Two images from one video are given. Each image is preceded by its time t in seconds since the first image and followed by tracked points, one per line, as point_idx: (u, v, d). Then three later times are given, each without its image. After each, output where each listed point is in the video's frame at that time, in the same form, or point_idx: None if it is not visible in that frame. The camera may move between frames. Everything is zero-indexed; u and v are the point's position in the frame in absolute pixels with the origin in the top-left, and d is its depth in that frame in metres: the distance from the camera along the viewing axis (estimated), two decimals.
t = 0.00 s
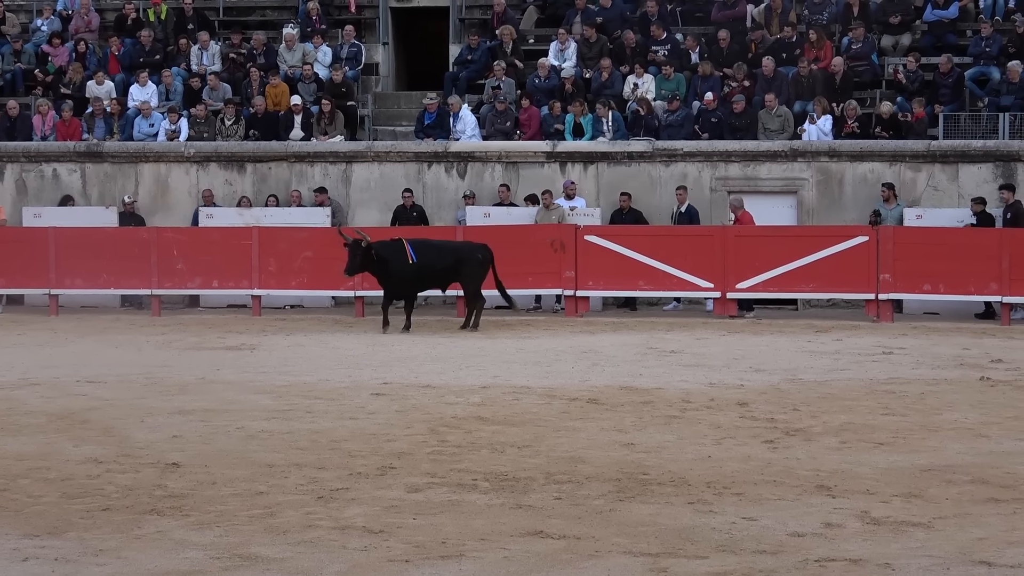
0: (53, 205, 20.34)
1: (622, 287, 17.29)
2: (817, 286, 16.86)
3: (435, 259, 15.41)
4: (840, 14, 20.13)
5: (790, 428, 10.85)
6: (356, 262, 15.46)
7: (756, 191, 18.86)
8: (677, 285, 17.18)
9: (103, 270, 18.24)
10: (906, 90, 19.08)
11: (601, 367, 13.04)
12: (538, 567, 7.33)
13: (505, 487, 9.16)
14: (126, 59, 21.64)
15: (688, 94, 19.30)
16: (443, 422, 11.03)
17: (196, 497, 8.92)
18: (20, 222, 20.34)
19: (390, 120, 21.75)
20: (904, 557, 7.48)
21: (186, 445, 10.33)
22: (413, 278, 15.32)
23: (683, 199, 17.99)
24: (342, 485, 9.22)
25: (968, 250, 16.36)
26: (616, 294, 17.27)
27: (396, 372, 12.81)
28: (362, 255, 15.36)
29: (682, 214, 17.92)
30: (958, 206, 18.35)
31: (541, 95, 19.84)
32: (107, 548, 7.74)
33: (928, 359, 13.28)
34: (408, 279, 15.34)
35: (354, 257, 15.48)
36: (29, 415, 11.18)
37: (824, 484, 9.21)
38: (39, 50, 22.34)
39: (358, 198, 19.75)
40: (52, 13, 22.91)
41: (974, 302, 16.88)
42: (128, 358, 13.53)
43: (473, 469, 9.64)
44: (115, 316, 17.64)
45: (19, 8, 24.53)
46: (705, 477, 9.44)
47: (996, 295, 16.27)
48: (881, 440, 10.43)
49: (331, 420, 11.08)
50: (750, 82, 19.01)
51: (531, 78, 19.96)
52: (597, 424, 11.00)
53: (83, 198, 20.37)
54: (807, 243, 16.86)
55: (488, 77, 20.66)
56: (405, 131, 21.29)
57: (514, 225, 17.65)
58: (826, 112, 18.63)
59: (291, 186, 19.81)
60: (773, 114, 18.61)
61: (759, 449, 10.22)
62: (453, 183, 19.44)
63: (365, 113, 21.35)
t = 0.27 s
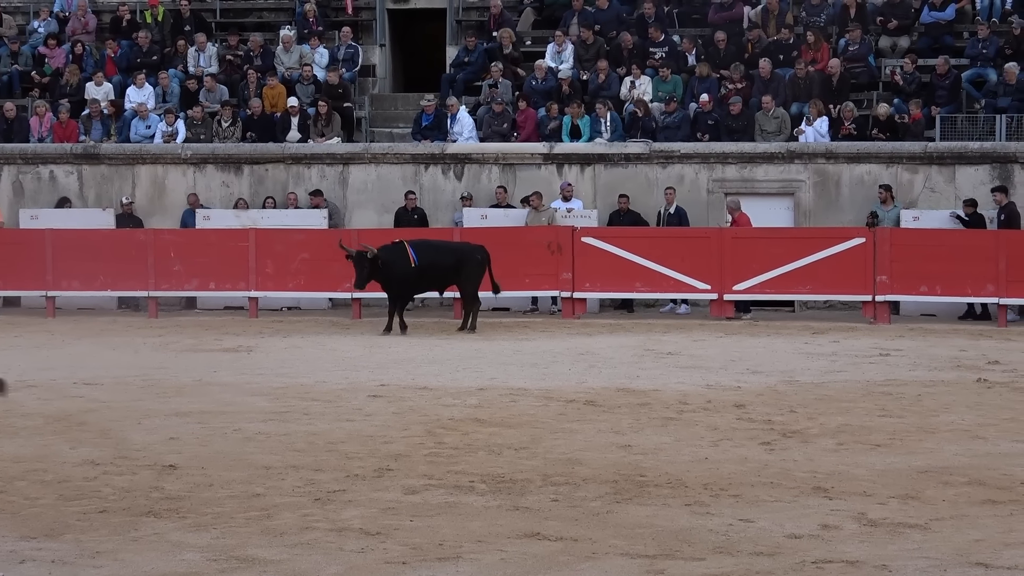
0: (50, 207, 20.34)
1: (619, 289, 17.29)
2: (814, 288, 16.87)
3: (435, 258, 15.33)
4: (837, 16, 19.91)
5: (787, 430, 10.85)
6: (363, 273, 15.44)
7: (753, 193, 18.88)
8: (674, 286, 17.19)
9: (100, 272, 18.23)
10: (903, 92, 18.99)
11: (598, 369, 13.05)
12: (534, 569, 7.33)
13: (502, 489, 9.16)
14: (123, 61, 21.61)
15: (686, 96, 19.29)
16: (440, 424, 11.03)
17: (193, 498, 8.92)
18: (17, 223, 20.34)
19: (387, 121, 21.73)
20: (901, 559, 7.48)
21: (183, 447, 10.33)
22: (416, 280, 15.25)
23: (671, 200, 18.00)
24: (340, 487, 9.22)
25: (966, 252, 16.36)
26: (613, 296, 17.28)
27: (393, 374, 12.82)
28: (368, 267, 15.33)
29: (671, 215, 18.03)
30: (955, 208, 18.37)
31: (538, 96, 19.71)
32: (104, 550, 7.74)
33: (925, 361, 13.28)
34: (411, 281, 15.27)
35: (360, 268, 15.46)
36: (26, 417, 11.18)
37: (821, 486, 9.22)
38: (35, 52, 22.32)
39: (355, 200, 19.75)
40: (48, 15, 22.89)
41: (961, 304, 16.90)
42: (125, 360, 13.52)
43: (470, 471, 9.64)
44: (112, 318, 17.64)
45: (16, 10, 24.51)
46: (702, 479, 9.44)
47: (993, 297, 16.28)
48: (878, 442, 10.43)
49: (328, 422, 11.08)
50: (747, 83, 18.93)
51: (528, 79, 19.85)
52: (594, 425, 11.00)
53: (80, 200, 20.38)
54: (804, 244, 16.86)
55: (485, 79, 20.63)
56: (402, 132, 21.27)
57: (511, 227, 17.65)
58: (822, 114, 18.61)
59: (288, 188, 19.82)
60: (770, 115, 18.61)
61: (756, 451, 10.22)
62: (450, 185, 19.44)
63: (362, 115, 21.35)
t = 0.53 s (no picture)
0: (48, 208, 20.33)
1: (616, 291, 17.31)
2: (812, 290, 16.88)
3: (445, 262, 15.32)
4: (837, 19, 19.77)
5: (784, 432, 10.85)
6: (372, 281, 15.21)
7: (750, 195, 18.89)
8: (672, 288, 17.20)
9: (97, 273, 18.23)
10: (901, 94, 19.04)
11: (595, 371, 13.05)
12: (531, 571, 7.33)
13: (500, 491, 9.16)
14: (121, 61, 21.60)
15: (684, 98, 19.20)
16: (437, 426, 11.03)
17: (190, 500, 8.92)
18: (15, 224, 20.34)
19: (385, 123, 21.71)
20: (898, 562, 7.48)
21: (181, 449, 10.32)
22: (424, 284, 15.18)
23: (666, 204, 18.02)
24: (337, 488, 9.22)
25: (964, 255, 16.37)
26: (610, 298, 17.29)
27: (391, 375, 12.82)
28: (380, 274, 15.11)
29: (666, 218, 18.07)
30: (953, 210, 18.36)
31: (536, 98, 19.71)
32: (101, 551, 7.74)
33: (923, 363, 13.28)
34: (419, 285, 15.19)
35: (370, 275, 15.21)
36: (23, 418, 11.17)
37: (818, 488, 9.22)
38: (33, 53, 22.32)
39: (352, 201, 19.75)
40: (46, 16, 22.88)
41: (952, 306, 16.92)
42: (123, 361, 13.52)
43: (467, 472, 9.64)
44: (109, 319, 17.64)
45: (14, 11, 24.53)
46: (699, 481, 9.44)
47: (991, 300, 16.28)
48: (876, 444, 10.43)
49: (326, 424, 11.08)
50: (745, 85, 18.98)
51: (526, 80, 19.85)
52: (592, 427, 11.00)
53: (78, 201, 20.38)
54: (802, 247, 16.87)
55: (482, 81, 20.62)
56: (400, 134, 21.25)
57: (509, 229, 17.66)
58: (820, 116, 18.56)
59: (286, 190, 19.82)
60: (768, 118, 18.62)
61: (754, 453, 10.23)
62: (448, 186, 19.43)
63: (360, 116, 21.36)
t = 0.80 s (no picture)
0: (46, 210, 20.33)
1: (615, 292, 17.34)
2: (810, 292, 16.89)
3: (452, 266, 15.28)
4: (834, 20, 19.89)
5: (782, 434, 10.86)
6: (380, 276, 15.01)
7: (749, 197, 18.90)
8: (670, 290, 17.21)
9: (96, 275, 18.23)
10: (900, 97, 19.02)
11: (593, 373, 13.05)
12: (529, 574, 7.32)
13: (498, 493, 9.17)
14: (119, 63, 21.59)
15: (682, 100, 19.20)
16: (435, 428, 11.03)
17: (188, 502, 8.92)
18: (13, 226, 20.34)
19: (383, 125, 21.69)
20: (896, 564, 7.49)
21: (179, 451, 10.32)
22: (431, 285, 15.09)
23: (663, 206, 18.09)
24: (335, 490, 9.22)
25: (962, 257, 16.37)
26: (609, 300, 17.31)
27: (389, 378, 12.82)
28: (390, 269, 14.95)
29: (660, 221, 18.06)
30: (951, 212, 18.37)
31: (534, 99, 19.73)
32: (99, 553, 7.74)
33: (921, 365, 13.29)
34: (427, 286, 15.09)
35: (379, 269, 15.04)
36: (21, 420, 11.18)
37: (816, 490, 9.22)
38: (32, 55, 22.32)
39: (351, 203, 19.75)
40: (45, 18, 22.88)
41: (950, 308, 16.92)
42: (121, 363, 13.52)
43: (466, 475, 9.64)
44: (108, 321, 17.64)
45: (12, 13, 24.54)
46: (697, 483, 9.44)
47: (989, 302, 16.28)
48: (874, 446, 10.43)
49: (324, 426, 11.08)
50: (744, 87, 18.91)
51: (525, 82, 19.85)
52: (590, 430, 11.01)
53: (76, 203, 20.37)
54: (800, 249, 16.87)
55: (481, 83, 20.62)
56: (399, 137, 21.25)
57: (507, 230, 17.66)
58: (818, 119, 18.60)
59: (285, 192, 19.83)
60: (766, 120, 18.62)
61: (752, 455, 10.23)
62: (446, 189, 19.45)
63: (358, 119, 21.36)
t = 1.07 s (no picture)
0: (44, 215, 20.32)
1: (614, 294, 17.33)
2: (809, 292, 16.88)
3: (452, 268, 15.25)
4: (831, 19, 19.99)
5: (782, 434, 10.86)
6: (383, 273, 14.82)
7: (747, 198, 18.90)
8: (669, 292, 17.21)
9: (95, 280, 18.23)
10: (898, 96, 19.00)
11: (593, 374, 13.05)
12: None
13: (499, 495, 9.16)
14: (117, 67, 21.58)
15: (680, 101, 19.25)
16: (435, 430, 11.03)
17: (189, 506, 8.92)
18: (11, 232, 20.33)
19: (381, 128, 21.68)
20: (897, 563, 7.48)
21: (179, 455, 10.32)
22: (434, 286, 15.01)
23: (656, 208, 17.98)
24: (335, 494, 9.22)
25: (961, 256, 16.37)
26: (608, 301, 17.32)
27: (389, 380, 12.81)
28: (395, 266, 14.78)
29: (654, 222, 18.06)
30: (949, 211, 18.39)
31: (532, 101, 19.68)
32: (100, 558, 7.73)
33: (920, 364, 13.29)
34: (430, 287, 15.00)
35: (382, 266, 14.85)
36: (21, 426, 11.17)
37: (817, 490, 9.22)
38: (29, 60, 22.33)
39: (349, 207, 19.75)
40: (42, 23, 22.87)
41: (949, 307, 16.92)
42: (121, 367, 13.52)
43: (466, 477, 9.64)
44: (107, 326, 17.64)
45: (9, 18, 24.54)
46: (698, 484, 9.44)
47: (988, 301, 16.28)
48: (874, 446, 10.44)
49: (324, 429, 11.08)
50: (740, 88, 18.94)
51: (523, 84, 19.86)
52: (590, 431, 11.01)
53: (74, 208, 20.36)
54: (799, 249, 16.88)
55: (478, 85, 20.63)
56: (397, 139, 21.25)
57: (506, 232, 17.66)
58: (816, 119, 18.63)
59: (283, 196, 19.84)
60: (764, 120, 18.61)
61: (752, 456, 10.23)
62: (445, 191, 19.46)
63: (356, 121, 21.36)
